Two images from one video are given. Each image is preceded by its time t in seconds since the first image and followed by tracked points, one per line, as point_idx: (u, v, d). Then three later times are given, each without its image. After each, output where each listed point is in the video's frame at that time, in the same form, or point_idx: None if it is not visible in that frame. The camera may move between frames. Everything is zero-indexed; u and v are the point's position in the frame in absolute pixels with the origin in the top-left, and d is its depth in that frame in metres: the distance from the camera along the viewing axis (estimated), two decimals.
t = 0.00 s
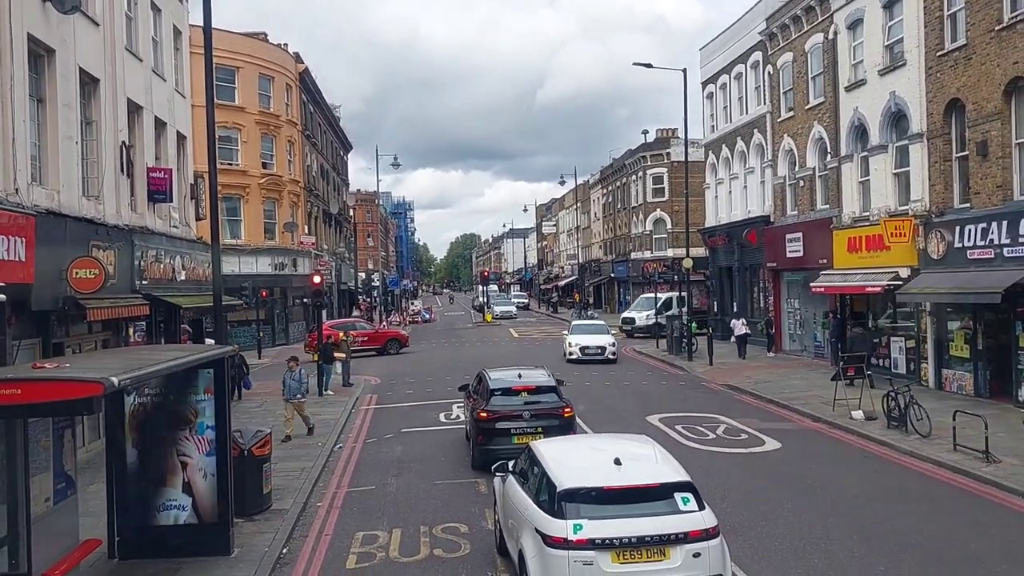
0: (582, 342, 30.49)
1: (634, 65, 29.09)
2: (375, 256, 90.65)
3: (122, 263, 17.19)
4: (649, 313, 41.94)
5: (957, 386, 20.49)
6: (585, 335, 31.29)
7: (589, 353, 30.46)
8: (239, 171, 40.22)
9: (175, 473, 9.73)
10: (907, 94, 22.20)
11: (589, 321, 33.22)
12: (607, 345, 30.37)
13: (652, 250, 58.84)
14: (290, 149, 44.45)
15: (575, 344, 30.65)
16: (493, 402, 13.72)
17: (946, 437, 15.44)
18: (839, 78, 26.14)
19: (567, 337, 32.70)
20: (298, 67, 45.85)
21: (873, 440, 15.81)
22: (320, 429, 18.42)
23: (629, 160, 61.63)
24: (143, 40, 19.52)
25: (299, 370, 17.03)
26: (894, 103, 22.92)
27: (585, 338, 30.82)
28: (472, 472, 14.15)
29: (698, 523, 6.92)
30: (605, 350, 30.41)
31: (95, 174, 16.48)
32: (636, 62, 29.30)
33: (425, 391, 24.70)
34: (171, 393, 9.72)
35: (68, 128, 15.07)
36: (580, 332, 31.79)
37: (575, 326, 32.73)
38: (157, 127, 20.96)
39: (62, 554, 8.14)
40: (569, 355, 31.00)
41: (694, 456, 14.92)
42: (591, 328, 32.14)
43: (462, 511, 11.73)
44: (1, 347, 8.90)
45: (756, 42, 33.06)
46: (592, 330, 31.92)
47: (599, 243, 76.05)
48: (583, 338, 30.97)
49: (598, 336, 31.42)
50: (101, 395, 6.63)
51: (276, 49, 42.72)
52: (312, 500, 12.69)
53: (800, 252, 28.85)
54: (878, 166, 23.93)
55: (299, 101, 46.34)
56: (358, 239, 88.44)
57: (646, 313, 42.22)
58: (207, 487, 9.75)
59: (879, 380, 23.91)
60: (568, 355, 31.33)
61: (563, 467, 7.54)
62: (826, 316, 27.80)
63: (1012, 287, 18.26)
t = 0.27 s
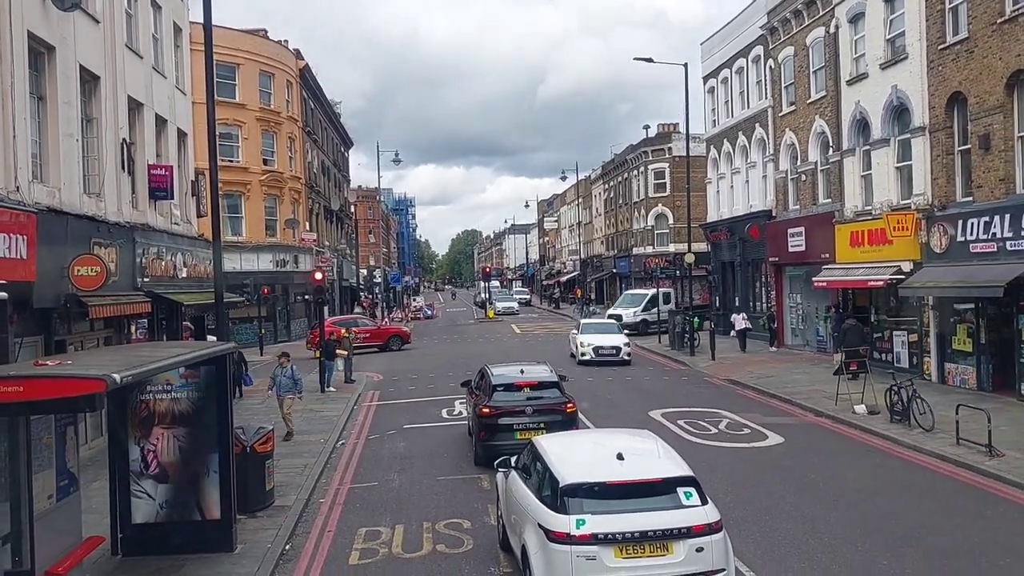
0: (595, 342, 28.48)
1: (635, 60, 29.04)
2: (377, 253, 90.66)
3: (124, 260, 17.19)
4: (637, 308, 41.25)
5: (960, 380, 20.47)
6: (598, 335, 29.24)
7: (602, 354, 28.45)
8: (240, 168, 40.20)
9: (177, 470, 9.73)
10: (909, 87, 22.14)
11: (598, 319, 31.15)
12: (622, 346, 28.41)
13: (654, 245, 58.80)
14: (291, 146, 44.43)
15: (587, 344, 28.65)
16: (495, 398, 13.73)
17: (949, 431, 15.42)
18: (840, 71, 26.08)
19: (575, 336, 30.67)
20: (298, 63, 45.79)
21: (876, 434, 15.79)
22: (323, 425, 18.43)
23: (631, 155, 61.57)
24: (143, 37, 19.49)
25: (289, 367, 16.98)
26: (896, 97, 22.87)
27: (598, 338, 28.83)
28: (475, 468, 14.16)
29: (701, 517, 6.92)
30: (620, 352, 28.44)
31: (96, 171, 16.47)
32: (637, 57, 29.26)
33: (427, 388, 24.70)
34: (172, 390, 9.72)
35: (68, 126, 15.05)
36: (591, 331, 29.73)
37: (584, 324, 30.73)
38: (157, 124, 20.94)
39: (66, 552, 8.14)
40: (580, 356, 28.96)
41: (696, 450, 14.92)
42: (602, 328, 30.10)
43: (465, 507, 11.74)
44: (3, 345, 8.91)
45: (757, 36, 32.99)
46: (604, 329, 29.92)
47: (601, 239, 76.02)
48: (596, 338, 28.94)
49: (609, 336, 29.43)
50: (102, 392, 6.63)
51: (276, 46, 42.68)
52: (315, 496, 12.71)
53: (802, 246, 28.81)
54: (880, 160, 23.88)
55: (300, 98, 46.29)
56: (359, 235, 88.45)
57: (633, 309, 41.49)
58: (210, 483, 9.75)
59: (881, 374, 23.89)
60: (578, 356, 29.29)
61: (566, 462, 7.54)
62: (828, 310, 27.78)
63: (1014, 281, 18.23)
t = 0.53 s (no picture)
0: (612, 345, 26.38)
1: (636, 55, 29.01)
2: (379, 250, 90.69)
3: (127, 259, 17.21)
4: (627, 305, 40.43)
5: (964, 373, 20.45)
6: (613, 337, 27.08)
7: (619, 357, 26.35)
8: (242, 166, 40.22)
9: (184, 468, 9.77)
10: (911, 80, 22.08)
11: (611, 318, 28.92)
12: (641, 348, 26.33)
13: (657, 240, 58.77)
14: (293, 143, 44.43)
15: (602, 346, 26.51)
16: (499, 394, 13.73)
17: (953, 424, 15.41)
18: (843, 65, 26.03)
19: (586, 337, 28.52)
20: (299, 60, 45.78)
21: (880, 428, 15.78)
22: (327, 422, 18.46)
23: (633, 150, 61.49)
24: (143, 35, 19.47)
25: (282, 370, 16.98)
26: (898, 90, 22.80)
27: (614, 340, 26.72)
28: (479, 464, 14.17)
29: (706, 512, 6.92)
30: (638, 355, 26.36)
31: (98, 170, 16.47)
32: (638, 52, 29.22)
33: (431, 384, 24.72)
34: (178, 388, 9.75)
35: (70, 125, 15.05)
36: (605, 331, 27.56)
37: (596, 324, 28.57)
38: (159, 123, 20.95)
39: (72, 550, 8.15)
40: (594, 360, 26.81)
41: (700, 445, 14.92)
42: (616, 328, 27.91)
43: (470, 503, 11.75)
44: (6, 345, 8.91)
45: (758, 30, 32.92)
46: (619, 329, 27.73)
47: (603, 234, 75.99)
48: (612, 340, 26.81)
49: (625, 337, 27.29)
50: (107, 390, 6.63)
51: (277, 43, 42.66)
52: (320, 493, 12.73)
53: (805, 240, 28.78)
54: (883, 153, 23.82)
55: (301, 95, 46.28)
56: (362, 232, 88.51)
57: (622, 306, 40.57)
58: (217, 480, 9.80)
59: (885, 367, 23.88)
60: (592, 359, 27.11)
61: (569, 457, 7.55)
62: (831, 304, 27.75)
63: (1018, 273, 18.19)
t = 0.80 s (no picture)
0: (631, 347, 23.83)
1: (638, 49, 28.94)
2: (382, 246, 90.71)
3: (130, 256, 17.24)
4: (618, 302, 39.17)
5: (968, 366, 20.44)
6: (631, 339, 24.55)
7: (639, 361, 23.78)
8: (245, 162, 40.22)
9: (187, 465, 9.79)
10: (915, 73, 22.01)
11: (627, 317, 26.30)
12: (663, 350, 23.82)
13: (660, 234, 58.70)
14: (295, 139, 44.43)
15: (621, 349, 23.95)
16: (502, 390, 13.74)
17: (957, 417, 15.39)
18: (845, 58, 25.96)
19: (601, 338, 26.06)
20: (301, 56, 45.73)
21: (884, 421, 15.77)
22: (331, 418, 18.50)
23: (636, 144, 61.39)
24: (145, 32, 19.46)
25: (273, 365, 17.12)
26: (901, 83, 22.73)
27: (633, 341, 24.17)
28: (483, 460, 14.20)
29: (710, 506, 6.92)
30: (661, 358, 23.86)
31: (102, 167, 16.48)
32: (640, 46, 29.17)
33: (435, 380, 24.74)
34: (180, 384, 9.78)
35: (73, 122, 15.07)
36: (622, 332, 25.06)
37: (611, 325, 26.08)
38: (162, 120, 20.95)
39: (78, 546, 8.18)
40: (612, 363, 24.33)
41: (704, 440, 14.92)
42: (634, 329, 25.40)
43: (475, 498, 11.77)
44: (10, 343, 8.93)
45: (760, 23, 32.83)
46: (638, 329, 25.23)
47: (606, 229, 75.93)
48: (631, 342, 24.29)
49: (644, 338, 24.79)
50: (111, 388, 6.64)
51: (278, 39, 42.62)
52: (324, 489, 12.76)
53: (808, 234, 28.74)
54: (886, 146, 23.76)
55: (303, 91, 46.24)
56: (364, 228, 88.57)
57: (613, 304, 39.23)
58: (220, 476, 9.82)
59: (888, 361, 23.87)
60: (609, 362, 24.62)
61: (572, 453, 7.55)
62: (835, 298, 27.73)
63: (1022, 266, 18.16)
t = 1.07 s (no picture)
0: (655, 355, 21.33)
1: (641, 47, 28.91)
2: (384, 243, 90.79)
3: (133, 254, 17.25)
4: (610, 302, 37.91)
5: (971, 363, 20.42)
6: (653, 347, 22.01)
7: (663, 371, 21.28)
8: (247, 160, 40.23)
9: (190, 462, 9.80)
10: (917, 70, 21.97)
11: (646, 322, 23.78)
12: (690, 359, 21.33)
13: (662, 232, 58.67)
14: (297, 137, 44.43)
15: (643, 357, 21.48)
16: (505, 387, 13.75)
17: (959, 414, 15.39)
18: (847, 54, 25.93)
19: (618, 345, 23.62)
20: (303, 54, 45.73)
21: (886, 419, 15.76)
22: (333, 416, 18.53)
23: (638, 141, 61.34)
24: (147, 29, 19.46)
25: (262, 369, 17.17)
26: (903, 80, 22.69)
27: (656, 349, 21.68)
28: (485, 457, 14.20)
29: (711, 504, 6.93)
30: (688, 367, 21.30)
31: (104, 165, 16.50)
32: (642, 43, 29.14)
33: (437, 377, 24.75)
34: (184, 382, 9.77)
35: (75, 120, 15.08)
36: (643, 339, 22.56)
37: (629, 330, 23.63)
38: (164, 117, 20.96)
39: (81, 543, 8.19)
40: (632, 373, 21.82)
41: (707, 437, 14.92)
42: (655, 335, 22.90)
43: (477, 495, 11.78)
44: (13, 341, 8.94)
45: (762, 21, 32.79)
46: (659, 336, 22.74)
47: (608, 227, 75.91)
48: (654, 350, 21.74)
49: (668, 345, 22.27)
50: (114, 385, 6.64)
51: (280, 37, 42.61)
52: (327, 486, 12.78)
53: (811, 231, 28.72)
54: (888, 144, 23.73)
55: (305, 89, 46.24)
56: (366, 225, 88.63)
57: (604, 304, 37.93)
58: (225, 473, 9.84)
59: (891, 358, 23.86)
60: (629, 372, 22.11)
61: (575, 450, 7.55)
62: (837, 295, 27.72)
63: None
